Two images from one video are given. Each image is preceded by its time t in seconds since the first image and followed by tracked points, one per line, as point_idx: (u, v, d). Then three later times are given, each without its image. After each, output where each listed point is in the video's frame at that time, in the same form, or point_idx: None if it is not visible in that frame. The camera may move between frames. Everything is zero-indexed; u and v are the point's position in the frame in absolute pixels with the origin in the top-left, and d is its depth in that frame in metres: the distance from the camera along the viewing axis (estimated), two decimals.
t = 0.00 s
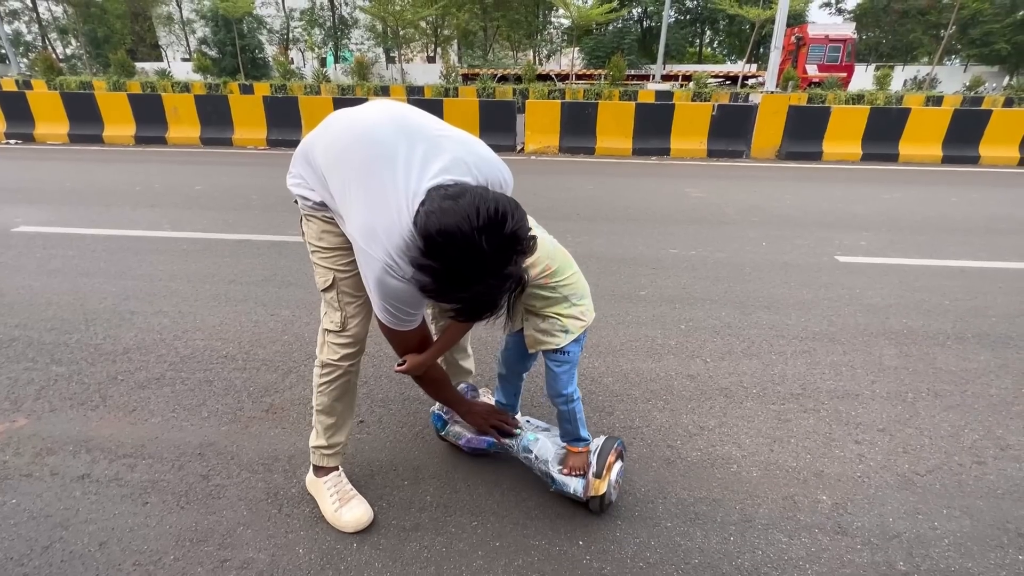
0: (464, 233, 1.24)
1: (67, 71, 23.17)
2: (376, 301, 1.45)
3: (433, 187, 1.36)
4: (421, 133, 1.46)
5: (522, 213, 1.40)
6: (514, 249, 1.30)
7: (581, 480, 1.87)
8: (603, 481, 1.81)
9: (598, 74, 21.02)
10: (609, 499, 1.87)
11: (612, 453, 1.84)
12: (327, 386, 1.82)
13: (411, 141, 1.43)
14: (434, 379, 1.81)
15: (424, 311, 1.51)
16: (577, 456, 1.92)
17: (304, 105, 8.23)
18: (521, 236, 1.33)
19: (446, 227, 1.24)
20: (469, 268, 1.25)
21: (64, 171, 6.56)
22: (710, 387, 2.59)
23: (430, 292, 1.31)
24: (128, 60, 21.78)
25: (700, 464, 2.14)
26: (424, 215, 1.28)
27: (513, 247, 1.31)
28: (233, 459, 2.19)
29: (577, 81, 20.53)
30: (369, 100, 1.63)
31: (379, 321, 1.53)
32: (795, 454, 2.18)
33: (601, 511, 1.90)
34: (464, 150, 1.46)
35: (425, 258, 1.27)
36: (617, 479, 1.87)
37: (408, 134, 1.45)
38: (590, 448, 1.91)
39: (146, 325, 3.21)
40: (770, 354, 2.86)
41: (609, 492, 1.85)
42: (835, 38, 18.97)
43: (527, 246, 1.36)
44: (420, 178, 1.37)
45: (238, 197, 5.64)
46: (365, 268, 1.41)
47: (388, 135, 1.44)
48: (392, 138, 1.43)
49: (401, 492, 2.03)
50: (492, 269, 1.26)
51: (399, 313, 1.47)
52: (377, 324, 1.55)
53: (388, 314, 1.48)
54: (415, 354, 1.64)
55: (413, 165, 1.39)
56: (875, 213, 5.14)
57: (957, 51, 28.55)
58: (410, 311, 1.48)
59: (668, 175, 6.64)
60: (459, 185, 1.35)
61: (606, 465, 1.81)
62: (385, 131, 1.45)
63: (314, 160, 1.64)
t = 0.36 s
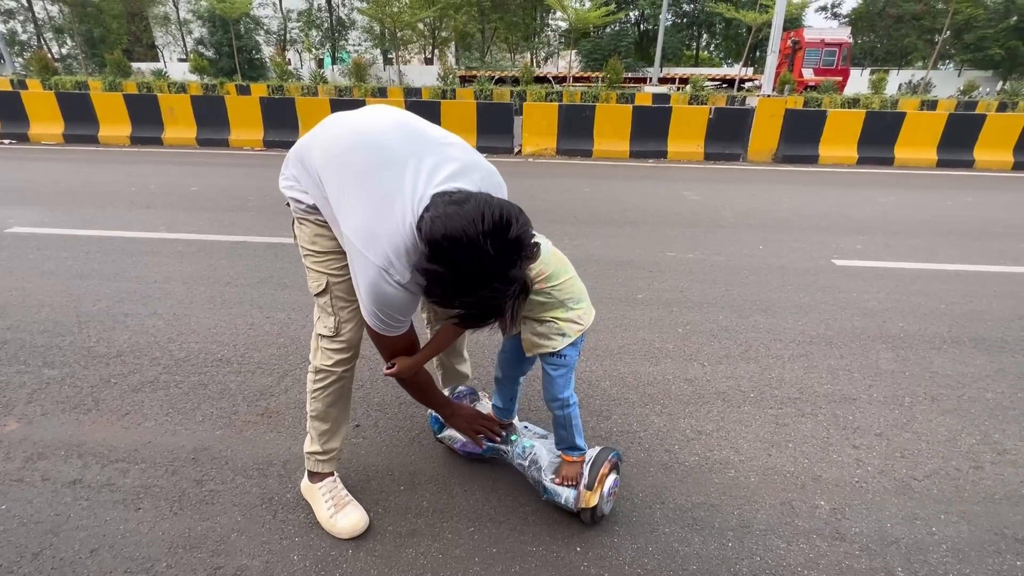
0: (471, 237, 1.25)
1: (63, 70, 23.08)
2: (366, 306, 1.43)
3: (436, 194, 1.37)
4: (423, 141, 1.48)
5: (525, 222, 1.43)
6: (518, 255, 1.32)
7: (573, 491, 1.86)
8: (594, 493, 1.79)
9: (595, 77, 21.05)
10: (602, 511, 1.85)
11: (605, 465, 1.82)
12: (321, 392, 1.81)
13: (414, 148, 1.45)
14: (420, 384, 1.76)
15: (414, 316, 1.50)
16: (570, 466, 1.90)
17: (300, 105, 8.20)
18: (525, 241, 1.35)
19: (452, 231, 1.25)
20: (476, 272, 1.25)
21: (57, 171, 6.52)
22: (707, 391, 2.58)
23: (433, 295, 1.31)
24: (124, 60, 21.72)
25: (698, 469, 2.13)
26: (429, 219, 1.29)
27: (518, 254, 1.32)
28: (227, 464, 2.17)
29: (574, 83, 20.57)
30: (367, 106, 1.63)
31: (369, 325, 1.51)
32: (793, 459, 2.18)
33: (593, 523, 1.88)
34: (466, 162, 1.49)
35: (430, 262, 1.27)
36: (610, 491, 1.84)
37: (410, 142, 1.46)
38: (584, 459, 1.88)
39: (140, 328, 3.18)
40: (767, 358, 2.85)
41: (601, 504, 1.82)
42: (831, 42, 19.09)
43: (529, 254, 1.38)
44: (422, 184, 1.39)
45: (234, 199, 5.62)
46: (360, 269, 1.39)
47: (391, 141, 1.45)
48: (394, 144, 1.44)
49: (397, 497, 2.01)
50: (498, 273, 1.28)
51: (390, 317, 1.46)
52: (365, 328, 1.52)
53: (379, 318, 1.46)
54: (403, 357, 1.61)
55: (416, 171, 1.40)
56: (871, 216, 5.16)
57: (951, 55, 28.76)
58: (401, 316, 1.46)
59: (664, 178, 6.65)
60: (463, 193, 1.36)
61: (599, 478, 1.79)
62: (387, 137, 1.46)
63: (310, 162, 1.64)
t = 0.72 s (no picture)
0: (482, 232, 1.25)
1: (60, 68, 23.01)
2: (366, 303, 1.40)
3: (443, 192, 1.36)
4: (427, 143, 1.48)
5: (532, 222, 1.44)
6: (526, 252, 1.32)
7: (572, 496, 1.84)
8: (593, 497, 1.77)
9: (595, 78, 21.05)
10: (600, 516, 1.84)
11: (604, 468, 1.81)
12: (318, 391, 1.79)
13: (418, 149, 1.45)
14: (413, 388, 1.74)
15: (413, 316, 1.48)
16: (568, 470, 1.89)
17: (298, 104, 8.18)
18: (534, 239, 1.36)
19: (463, 225, 1.24)
20: (486, 267, 1.25)
21: (54, 168, 6.48)
22: (706, 392, 2.58)
23: (440, 291, 1.30)
24: (122, 57, 21.66)
25: (697, 470, 2.12)
26: (438, 215, 1.28)
27: (526, 251, 1.33)
28: (223, 464, 2.15)
29: (573, 84, 20.57)
30: (368, 107, 1.63)
31: (368, 323, 1.48)
32: (792, 461, 2.17)
33: (591, 529, 1.86)
34: (470, 165, 1.49)
35: (438, 257, 1.26)
36: (609, 495, 1.83)
37: (415, 142, 1.46)
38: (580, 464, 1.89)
39: (135, 326, 3.16)
40: (766, 360, 2.85)
41: (600, 507, 1.81)
42: (829, 46, 19.14)
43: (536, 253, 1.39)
44: (428, 183, 1.38)
45: (232, 197, 5.59)
46: (361, 266, 1.37)
47: (395, 140, 1.45)
48: (399, 144, 1.44)
49: (394, 498, 2.00)
50: (507, 269, 1.28)
51: (390, 317, 1.44)
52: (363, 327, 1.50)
53: (378, 316, 1.43)
54: (402, 356, 1.60)
55: (422, 171, 1.40)
56: (870, 219, 5.16)
57: (949, 60, 28.86)
58: (401, 315, 1.44)
59: (663, 179, 6.64)
60: (470, 192, 1.36)
61: (598, 481, 1.78)
62: (391, 137, 1.46)
63: (309, 161, 1.62)
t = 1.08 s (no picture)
0: (469, 231, 1.23)
1: (61, 64, 23.00)
2: (356, 303, 1.40)
3: (434, 192, 1.35)
4: (421, 141, 1.47)
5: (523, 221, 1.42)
6: (516, 251, 1.31)
7: (583, 477, 1.89)
8: (605, 476, 1.84)
9: (596, 79, 21.04)
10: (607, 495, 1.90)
11: (612, 448, 1.89)
12: (316, 388, 1.78)
13: (412, 147, 1.44)
14: (399, 377, 1.73)
15: (403, 314, 1.47)
16: (576, 453, 1.93)
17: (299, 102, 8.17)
18: (523, 237, 1.34)
19: (451, 225, 1.23)
20: (474, 267, 1.24)
21: (53, 164, 6.47)
22: (705, 394, 2.57)
23: (427, 290, 1.29)
24: (123, 53, 21.65)
25: (695, 472, 2.11)
26: (427, 215, 1.27)
27: (516, 250, 1.32)
28: (218, 461, 2.14)
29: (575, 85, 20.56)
30: (366, 105, 1.62)
31: (358, 322, 1.48)
32: (790, 463, 2.16)
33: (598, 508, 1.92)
34: (464, 163, 1.48)
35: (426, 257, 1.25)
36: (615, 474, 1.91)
37: (409, 141, 1.45)
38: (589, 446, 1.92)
39: (132, 322, 3.15)
40: (765, 362, 2.84)
41: (610, 487, 1.87)
42: (831, 49, 19.14)
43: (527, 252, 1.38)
44: (420, 182, 1.38)
45: (231, 194, 5.58)
46: (350, 265, 1.37)
47: (389, 138, 1.44)
48: (393, 142, 1.43)
49: (391, 497, 1.99)
50: (496, 268, 1.26)
51: (380, 316, 1.43)
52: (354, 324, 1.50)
53: (368, 315, 1.43)
54: (386, 351, 1.60)
55: (414, 170, 1.39)
56: (870, 222, 5.16)
57: (950, 64, 28.89)
58: (391, 314, 1.44)
59: (664, 181, 6.64)
60: (461, 191, 1.35)
61: (609, 461, 1.85)
62: (385, 135, 1.45)
63: (305, 158, 1.62)
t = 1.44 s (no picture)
0: (459, 232, 1.24)
1: (66, 60, 23.06)
2: (349, 299, 1.41)
3: (427, 190, 1.35)
4: (419, 139, 1.47)
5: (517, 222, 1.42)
6: (507, 252, 1.31)
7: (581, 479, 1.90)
8: (604, 478, 1.84)
9: (600, 80, 21.02)
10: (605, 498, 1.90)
11: (610, 449, 1.89)
12: (312, 386, 1.78)
13: (409, 144, 1.44)
14: (400, 375, 1.74)
15: (396, 312, 1.48)
16: (574, 455, 1.94)
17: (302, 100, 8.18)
18: (515, 238, 1.34)
19: (442, 225, 1.24)
20: (464, 267, 1.24)
21: (55, 159, 6.48)
22: (704, 396, 2.56)
23: (417, 290, 1.29)
24: (127, 50, 21.69)
25: (693, 474, 2.10)
26: (419, 214, 1.27)
27: (508, 251, 1.32)
28: (215, 458, 2.14)
29: (578, 86, 20.54)
30: (366, 102, 1.62)
31: (352, 318, 1.48)
32: (789, 467, 2.15)
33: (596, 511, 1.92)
34: (460, 162, 1.48)
35: (417, 257, 1.25)
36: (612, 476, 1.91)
37: (406, 137, 1.45)
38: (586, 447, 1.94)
39: (132, 318, 3.15)
40: (765, 364, 2.83)
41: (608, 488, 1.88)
42: (835, 52, 19.09)
43: (520, 254, 1.38)
44: (414, 180, 1.37)
45: (233, 191, 5.58)
46: (344, 261, 1.37)
47: (386, 135, 1.44)
48: (389, 138, 1.43)
49: (387, 495, 1.98)
50: (486, 269, 1.26)
51: (373, 313, 1.43)
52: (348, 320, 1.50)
53: (361, 311, 1.43)
54: (386, 347, 1.59)
55: (409, 168, 1.39)
56: (872, 225, 5.14)
57: (955, 68, 28.81)
58: (384, 311, 1.44)
59: (666, 182, 6.63)
60: (455, 190, 1.35)
61: (607, 462, 1.85)
62: (383, 130, 1.45)
63: (304, 154, 1.62)
